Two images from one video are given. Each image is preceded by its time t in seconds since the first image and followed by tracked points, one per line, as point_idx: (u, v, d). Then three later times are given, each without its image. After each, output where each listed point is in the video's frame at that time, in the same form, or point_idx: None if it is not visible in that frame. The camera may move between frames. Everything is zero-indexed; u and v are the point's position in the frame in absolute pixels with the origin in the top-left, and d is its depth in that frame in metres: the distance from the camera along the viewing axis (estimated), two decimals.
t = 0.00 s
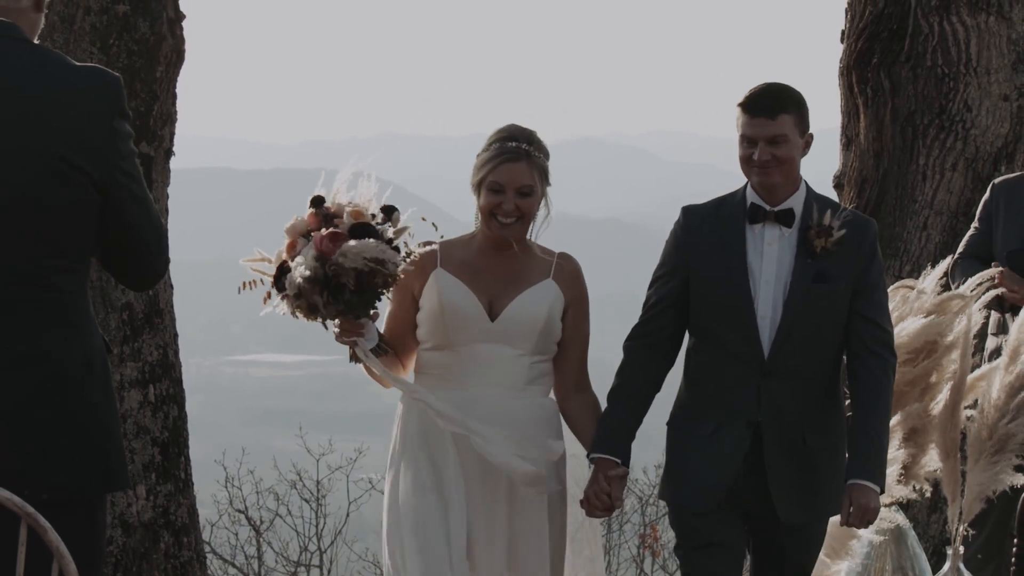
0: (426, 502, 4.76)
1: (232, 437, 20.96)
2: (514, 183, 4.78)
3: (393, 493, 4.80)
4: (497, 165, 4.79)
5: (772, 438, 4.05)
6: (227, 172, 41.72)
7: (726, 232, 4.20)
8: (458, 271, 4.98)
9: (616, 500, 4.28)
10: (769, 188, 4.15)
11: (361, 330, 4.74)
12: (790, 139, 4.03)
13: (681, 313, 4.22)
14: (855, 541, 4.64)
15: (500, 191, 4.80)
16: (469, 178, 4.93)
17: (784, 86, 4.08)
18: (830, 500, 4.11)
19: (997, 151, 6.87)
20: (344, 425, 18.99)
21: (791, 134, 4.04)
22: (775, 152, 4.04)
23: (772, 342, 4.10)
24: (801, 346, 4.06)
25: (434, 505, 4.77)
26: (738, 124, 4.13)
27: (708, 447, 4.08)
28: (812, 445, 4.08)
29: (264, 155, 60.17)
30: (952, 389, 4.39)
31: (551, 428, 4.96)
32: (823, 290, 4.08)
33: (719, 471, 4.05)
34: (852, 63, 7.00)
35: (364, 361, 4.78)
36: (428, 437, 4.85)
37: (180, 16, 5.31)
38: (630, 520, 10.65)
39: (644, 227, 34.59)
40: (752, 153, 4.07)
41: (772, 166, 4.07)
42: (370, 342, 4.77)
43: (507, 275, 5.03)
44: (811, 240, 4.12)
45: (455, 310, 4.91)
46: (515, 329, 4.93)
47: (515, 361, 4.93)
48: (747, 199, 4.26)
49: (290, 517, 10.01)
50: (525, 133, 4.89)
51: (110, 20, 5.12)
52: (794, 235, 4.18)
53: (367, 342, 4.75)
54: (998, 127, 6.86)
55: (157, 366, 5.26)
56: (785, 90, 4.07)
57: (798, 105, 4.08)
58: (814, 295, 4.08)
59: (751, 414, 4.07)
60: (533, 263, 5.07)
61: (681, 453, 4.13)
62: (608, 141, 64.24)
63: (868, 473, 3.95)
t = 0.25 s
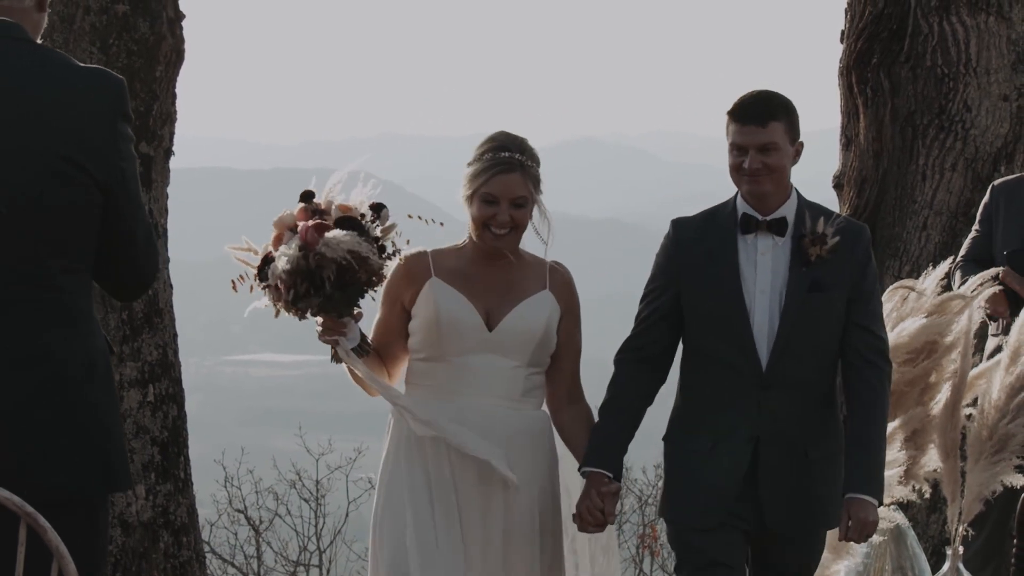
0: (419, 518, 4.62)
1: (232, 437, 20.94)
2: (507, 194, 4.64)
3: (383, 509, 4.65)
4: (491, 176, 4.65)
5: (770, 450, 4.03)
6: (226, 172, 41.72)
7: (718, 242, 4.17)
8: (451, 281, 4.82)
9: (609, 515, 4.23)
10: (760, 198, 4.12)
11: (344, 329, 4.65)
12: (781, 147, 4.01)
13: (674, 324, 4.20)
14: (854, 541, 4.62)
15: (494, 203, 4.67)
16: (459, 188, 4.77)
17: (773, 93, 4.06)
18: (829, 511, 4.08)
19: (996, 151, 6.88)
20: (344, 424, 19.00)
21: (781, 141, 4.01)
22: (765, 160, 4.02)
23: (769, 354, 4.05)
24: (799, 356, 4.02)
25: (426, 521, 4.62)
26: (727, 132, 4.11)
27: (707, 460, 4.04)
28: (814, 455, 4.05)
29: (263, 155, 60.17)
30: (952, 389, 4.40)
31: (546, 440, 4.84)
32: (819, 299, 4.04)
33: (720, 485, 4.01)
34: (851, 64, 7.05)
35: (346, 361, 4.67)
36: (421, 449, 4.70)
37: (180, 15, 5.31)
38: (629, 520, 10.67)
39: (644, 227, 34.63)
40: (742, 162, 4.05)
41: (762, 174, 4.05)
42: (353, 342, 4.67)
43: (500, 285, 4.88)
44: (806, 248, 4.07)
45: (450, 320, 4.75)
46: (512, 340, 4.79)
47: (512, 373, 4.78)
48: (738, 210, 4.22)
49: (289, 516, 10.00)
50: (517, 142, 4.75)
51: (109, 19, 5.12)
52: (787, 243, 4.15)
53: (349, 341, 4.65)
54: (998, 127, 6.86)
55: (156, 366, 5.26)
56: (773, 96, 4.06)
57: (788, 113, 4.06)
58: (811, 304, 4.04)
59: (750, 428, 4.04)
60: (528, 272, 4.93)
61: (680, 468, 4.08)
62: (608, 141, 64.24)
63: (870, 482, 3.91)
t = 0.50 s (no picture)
0: (411, 520, 4.60)
1: (232, 436, 20.94)
2: (492, 188, 4.62)
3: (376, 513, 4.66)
4: (474, 171, 4.62)
5: (765, 452, 3.99)
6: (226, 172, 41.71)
7: (705, 246, 4.14)
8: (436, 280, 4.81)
9: (603, 525, 4.22)
10: (744, 195, 4.12)
11: (330, 329, 4.61)
12: (763, 144, 4.00)
13: (662, 333, 4.18)
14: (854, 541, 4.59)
15: (479, 198, 4.65)
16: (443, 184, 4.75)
17: (756, 90, 4.06)
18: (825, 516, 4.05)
19: (996, 151, 6.87)
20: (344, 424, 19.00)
21: (764, 139, 4.01)
22: (748, 158, 4.02)
23: (762, 359, 4.03)
24: (789, 357, 4.00)
25: (418, 524, 4.60)
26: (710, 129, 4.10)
27: (702, 465, 4.00)
28: (807, 454, 4.03)
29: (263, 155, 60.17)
30: (952, 389, 4.42)
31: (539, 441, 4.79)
32: (811, 296, 4.02)
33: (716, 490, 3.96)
34: (851, 64, 7.07)
35: (331, 361, 4.66)
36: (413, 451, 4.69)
37: (180, 15, 5.31)
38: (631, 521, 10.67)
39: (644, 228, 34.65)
40: (725, 160, 4.04)
41: (745, 172, 4.05)
42: (340, 341, 4.65)
43: (485, 280, 4.86)
44: (794, 246, 4.06)
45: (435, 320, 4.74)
46: (498, 336, 4.78)
47: (502, 367, 4.78)
48: (721, 214, 4.19)
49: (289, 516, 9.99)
50: (499, 135, 4.72)
51: (110, 19, 5.12)
52: (775, 243, 4.13)
53: (336, 341, 4.63)
54: (998, 127, 6.86)
55: (156, 366, 5.26)
56: (756, 94, 4.06)
57: (770, 110, 4.05)
58: (801, 302, 4.02)
59: (744, 431, 4.00)
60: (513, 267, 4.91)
61: (673, 473, 4.04)
62: (608, 141, 64.26)
63: (863, 486, 3.93)
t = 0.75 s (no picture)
0: (405, 515, 4.63)
1: (232, 436, 20.94)
2: (489, 174, 4.61)
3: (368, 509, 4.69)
4: (470, 158, 4.61)
5: (762, 448, 3.96)
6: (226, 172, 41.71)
7: (697, 238, 4.12)
8: (432, 273, 4.79)
9: (599, 522, 4.22)
10: (735, 183, 4.11)
11: (336, 324, 4.55)
12: (755, 131, 4.00)
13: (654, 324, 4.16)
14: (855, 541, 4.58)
15: (474, 184, 4.63)
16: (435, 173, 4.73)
17: (746, 77, 4.06)
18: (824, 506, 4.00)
19: (997, 151, 6.94)
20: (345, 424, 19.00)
21: (756, 125, 4.00)
22: (741, 144, 4.00)
23: (755, 349, 4.00)
24: (783, 347, 3.97)
25: (414, 515, 4.62)
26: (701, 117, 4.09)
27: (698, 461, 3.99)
28: (804, 448, 4.00)
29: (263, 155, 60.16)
30: (952, 390, 4.44)
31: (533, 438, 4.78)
32: (806, 284, 4.00)
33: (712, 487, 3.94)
34: (851, 64, 7.05)
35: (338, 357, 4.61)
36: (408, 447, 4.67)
37: (180, 15, 5.31)
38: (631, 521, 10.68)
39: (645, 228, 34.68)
40: (717, 147, 4.03)
41: (737, 158, 4.03)
42: (345, 336, 4.59)
43: (483, 274, 4.85)
44: (788, 234, 4.04)
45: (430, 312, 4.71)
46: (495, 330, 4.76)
47: (499, 364, 4.77)
48: (714, 202, 4.19)
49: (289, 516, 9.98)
50: (491, 123, 4.72)
51: (110, 19, 5.12)
52: (768, 231, 4.10)
53: (342, 335, 4.57)
54: (998, 127, 6.92)
55: (156, 365, 5.26)
56: (747, 81, 4.05)
57: (762, 98, 4.05)
58: (796, 292, 3.99)
59: (739, 421, 3.98)
60: (507, 258, 4.89)
61: (669, 470, 4.04)
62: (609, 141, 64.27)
63: (856, 481, 3.99)
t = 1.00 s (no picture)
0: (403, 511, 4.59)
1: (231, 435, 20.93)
2: (485, 167, 4.62)
3: (369, 508, 4.66)
4: (465, 152, 4.62)
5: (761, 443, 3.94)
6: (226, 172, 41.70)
7: (693, 231, 4.11)
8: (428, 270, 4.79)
9: (589, 513, 4.22)
10: (737, 174, 4.09)
11: (346, 325, 4.55)
12: (758, 121, 3.98)
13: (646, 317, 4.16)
14: (854, 541, 4.59)
15: (471, 178, 4.63)
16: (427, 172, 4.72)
17: (745, 68, 4.05)
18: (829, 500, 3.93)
19: (996, 151, 6.92)
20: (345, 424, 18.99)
21: (759, 115, 4.00)
22: (745, 134, 3.98)
23: (751, 344, 3.98)
24: (781, 342, 3.96)
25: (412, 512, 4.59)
26: (700, 107, 4.06)
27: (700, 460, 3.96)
28: (812, 443, 3.95)
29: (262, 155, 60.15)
30: (952, 390, 4.45)
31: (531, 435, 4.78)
32: (804, 280, 3.99)
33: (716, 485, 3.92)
34: (850, 64, 7.09)
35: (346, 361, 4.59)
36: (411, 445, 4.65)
37: (180, 15, 5.31)
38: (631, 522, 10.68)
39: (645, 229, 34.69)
40: (722, 136, 4.00)
41: (741, 148, 4.01)
42: (353, 337, 4.59)
43: (479, 272, 4.85)
44: (787, 228, 4.04)
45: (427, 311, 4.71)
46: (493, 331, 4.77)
47: (498, 365, 4.77)
48: (710, 194, 4.19)
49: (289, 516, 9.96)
50: (484, 120, 4.74)
51: (110, 18, 5.12)
52: (765, 224, 4.11)
53: (353, 338, 4.58)
54: (998, 128, 6.90)
55: (156, 365, 5.26)
56: (747, 71, 4.04)
57: (762, 87, 4.04)
58: (794, 287, 3.98)
59: (738, 418, 3.95)
60: (503, 256, 4.91)
61: (670, 469, 4.03)
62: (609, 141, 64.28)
63: (854, 474, 3.99)
